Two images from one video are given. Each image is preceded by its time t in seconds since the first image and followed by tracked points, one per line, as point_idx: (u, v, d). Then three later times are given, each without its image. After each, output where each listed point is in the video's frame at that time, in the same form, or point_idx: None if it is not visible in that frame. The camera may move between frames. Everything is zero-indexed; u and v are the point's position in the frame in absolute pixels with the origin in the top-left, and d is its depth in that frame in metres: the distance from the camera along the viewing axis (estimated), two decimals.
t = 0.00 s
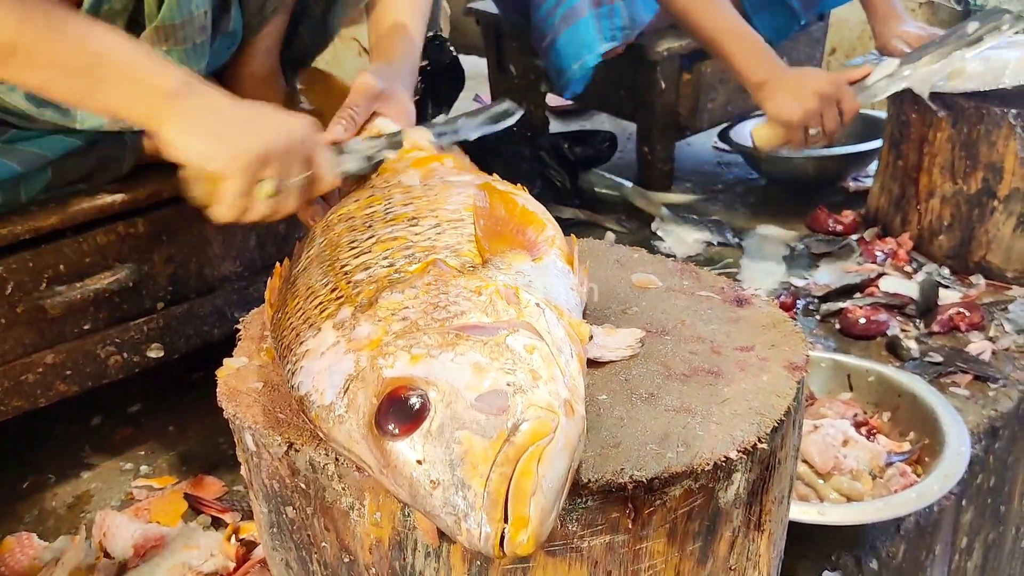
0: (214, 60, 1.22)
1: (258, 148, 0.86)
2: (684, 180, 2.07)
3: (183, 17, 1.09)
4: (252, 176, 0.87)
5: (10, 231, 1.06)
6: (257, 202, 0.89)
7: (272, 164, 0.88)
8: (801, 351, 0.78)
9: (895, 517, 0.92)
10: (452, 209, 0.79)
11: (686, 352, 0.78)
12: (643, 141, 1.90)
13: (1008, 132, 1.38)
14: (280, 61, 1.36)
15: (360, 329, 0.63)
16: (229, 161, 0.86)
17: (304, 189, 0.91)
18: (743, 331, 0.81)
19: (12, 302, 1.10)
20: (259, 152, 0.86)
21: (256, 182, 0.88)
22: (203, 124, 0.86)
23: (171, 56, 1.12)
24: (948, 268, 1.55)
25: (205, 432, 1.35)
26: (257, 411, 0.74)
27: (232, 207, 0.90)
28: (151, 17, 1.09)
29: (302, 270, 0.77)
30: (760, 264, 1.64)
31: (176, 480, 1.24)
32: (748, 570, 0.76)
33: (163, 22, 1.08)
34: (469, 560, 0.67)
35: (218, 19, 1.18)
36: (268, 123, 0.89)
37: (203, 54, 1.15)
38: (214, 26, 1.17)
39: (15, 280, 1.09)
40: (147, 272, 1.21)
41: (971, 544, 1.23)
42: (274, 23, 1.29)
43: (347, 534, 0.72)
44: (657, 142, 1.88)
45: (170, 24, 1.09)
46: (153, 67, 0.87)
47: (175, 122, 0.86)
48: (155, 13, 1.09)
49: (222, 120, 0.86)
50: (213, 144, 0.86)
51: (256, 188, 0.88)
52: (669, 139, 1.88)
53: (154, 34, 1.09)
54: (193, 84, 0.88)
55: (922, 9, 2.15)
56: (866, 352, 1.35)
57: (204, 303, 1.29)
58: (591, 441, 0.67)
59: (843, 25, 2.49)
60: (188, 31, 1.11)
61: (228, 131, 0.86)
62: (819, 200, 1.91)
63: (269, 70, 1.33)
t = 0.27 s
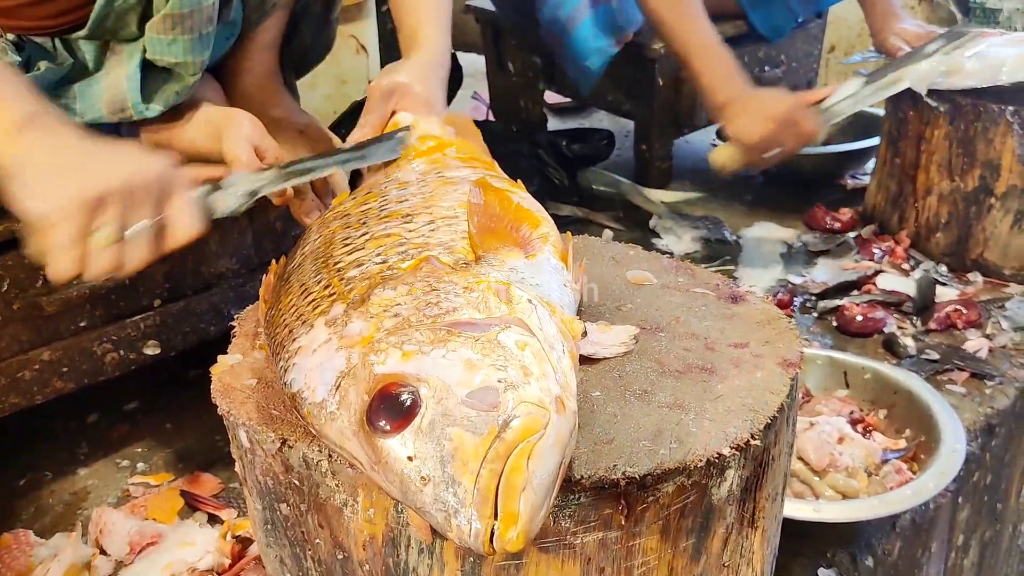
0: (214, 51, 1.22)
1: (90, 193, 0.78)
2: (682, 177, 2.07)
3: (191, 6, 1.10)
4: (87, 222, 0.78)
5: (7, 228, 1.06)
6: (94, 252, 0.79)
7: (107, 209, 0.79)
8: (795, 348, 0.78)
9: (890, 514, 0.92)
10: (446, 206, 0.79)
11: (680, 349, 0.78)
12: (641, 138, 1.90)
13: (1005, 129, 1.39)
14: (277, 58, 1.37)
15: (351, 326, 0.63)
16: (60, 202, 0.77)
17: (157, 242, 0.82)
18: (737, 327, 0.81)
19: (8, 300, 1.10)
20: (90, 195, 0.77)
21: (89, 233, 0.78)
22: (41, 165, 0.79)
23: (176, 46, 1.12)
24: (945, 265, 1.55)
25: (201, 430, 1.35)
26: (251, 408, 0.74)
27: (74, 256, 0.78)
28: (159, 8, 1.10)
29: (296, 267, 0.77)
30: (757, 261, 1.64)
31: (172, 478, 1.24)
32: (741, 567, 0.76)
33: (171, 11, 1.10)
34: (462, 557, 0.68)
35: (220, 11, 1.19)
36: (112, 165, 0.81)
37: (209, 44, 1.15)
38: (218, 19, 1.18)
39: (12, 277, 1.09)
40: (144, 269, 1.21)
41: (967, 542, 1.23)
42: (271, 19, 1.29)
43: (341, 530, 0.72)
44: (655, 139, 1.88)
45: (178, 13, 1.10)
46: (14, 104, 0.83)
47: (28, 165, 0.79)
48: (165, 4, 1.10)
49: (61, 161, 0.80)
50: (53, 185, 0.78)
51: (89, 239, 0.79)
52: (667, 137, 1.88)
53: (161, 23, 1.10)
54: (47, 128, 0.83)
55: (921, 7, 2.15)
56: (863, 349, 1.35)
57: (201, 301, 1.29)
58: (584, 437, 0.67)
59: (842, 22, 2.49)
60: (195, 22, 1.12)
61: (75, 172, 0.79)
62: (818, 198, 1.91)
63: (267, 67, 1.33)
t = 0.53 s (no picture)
0: (213, 52, 1.22)
1: (231, 154, 0.80)
2: (681, 176, 2.07)
3: (183, 9, 1.10)
4: (226, 183, 0.80)
5: (6, 227, 1.06)
6: (232, 215, 0.81)
7: (250, 170, 0.81)
8: (791, 347, 0.78)
9: (887, 512, 0.92)
10: (442, 206, 0.79)
11: (676, 348, 0.78)
12: (640, 138, 1.91)
13: (1003, 128, 1.39)
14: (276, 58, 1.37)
15: (348, 325, 0.64)
16: (203, 162, 0.79)
17: (287, 204, 0.84)
18: (733, 327, 0.81)
19: (8, 299, 1.11)
20: (233, 155, 0.79)
21: (229, 193, 0.80)
22: (170, 125, 0.81)
23: (172, 48, 1.12)
24: (944, 264, 1.55)
25: (201, 429, 1.35)
26: (249, 407, 0.74)
27: (204, 219, 0.80)
28: (152, 10, 1.10)
29: (294, 266, 0.77)
30: (756, 260, 1.64)
31: (172, 476, 1.25)
32: (736, 565, 0.77)
33: (163, 14, 1.09)
34: (459, 555, 0.68)
35: (217, 12, 1.19)
36: (257, 131, 0.83)
37: (204, 47, 1.15)
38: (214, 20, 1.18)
39: (11, 276, 1.10)
40: (144, 269, 1.22)
41: (964, 540, 1.23)
42: (270, 20, 1.29)
43: (338, 529, 0.72)
44: (654, 138, 1.88)
45: (170, 16, 1.09)
46: (132, 68, 0.83)
47: (144, 123, 0.81)
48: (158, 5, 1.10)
49: (195, 124, 0.81)
50: (176, 145, 0.80)
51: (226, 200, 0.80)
52: (666, 136, 1.89)
53: (155, 25, 1.10)
54: (179, 96, 0.84)
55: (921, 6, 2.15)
56: (861, 348, 1.35)
57: (200, 300, 1.29)
58: (580, 436, 0.67)
59: (841, 21, 2.49)
60: (188, 24, 1.11)
61: (207, 134, 0.81)
62: (817, 197, 1.91)
63: (265, 67, 1.33)
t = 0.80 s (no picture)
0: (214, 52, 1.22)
1: (253, 115, 0.77)
2: (682, 176, 2.08)
3: (185, 9, 1.11)
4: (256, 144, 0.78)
5: (8, 228, 1.06)
6: (254, 176, 0.78)
7: (274, 133, 0.79)
8: (790, 345, 0.78)
9: (886, 511, 0.92)
10: (444, 206, 0.80)
11: (676, 347, 0.78)
12: (641, 137, 1.91)
13: (1003, 128, 1.39)
14: (278, 58, 1.37)
15: (349, 324, 0.64)
16: (230, 120, 0.76)
17: (311, 175, 0.82)
18: (732, 326, 0.81)
19: (10, 299, 1.11)
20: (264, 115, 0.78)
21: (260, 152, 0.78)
22: (196, 85, 0.77)
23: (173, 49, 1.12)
24: (944, 263, 1.55)
25: (203, 428, 1.36)
26: (250, 406, 0.75)
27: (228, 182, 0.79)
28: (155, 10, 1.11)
29: (295, 266, 0.78)
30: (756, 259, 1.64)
31: (174, 475, 1.25)
32: (736, 563, 0.77)
33: (166, 13, 1.10)
34: (459, 552, 0.68)
35: (219, 13, 1.19)
36: (263, 95, 0.80)
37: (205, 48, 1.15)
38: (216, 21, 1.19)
39: (14, 276, 1.10)
40: (145, 269, 1.22)
41: (964, 538, 1.24)
42: (272, 20, 1.30)
43: (339, 527, 0.73)
44: (654, 138, 1.89)
45: (173, 16, 1.10)
46: (149, 33, 0.79)
47: (168, 84, 0.77)
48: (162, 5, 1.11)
49: (213, 82, 0.78)
50: (198, 103, 0.77)
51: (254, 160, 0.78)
52: (667, 136, 1.89)
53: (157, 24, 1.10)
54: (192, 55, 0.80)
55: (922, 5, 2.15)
56: (860, 347, 1.36)
57: (202, 300, 1.30)
58: (579, 434, 0.67)
59: (842, 21, 2.50)
60: (190, 24, 1.12)
61: (225, 92, 0.77)
62: (817, 196, 1.92)
63: (267, 67, 1.34)
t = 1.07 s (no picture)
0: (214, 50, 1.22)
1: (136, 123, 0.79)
2: (681, 175, 2.08)
3: (188, 7, 1.11)
4: (153, 151, 0.81)
5: (8, 228, 1.07)
6: (151, 183, 0.82)
7: (174, 139, 0.81)
8: (787, 342, 0.79)
9: (884, 508, 0.92)
10: (441, 204, 0.80)
11: (674, 344, 0.78)
12: (640, 136, 1.91)
13: (1001, 126, 1.39)
14: (277, 58, 1.38)
15: (346, 322, 0.64)
16: (128, 125, 0.79)
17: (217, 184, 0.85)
18: (730, 323, 0.82)
19: (10, 299, 1.11)
20: (141, 121, 0.79)
21: (156, 159, 0.81)
22: (82, 83, 0.80)
23: (176, 46, 1.13)
24: (942, 261, 1.55)
25: (203, 427, 1.36)
26: (249, 404, 0.75)
27: (124, 192, 0.82)
28: (158, 7, 1.11)
29: (294, 264, 0.78)
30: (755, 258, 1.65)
31: (174, 474, 1.26)
32: (734, 560, 0.77)
33: (169, 11, 1.10)
34: (458, 549, 0.69)
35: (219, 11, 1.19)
36: (168, 98, 0.83)
37: (208, 46, 1.15)
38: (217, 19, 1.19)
39: (13, 276, 1.10)
40: (145, 268, 1.22)
41: (963, 536, 1.24)
42: (271, 20, 1.30)
43: (338, 525, 0.73)
44: (653, 137, 1.89)
45: (175, 13, 1.10)
46: (63, 26, 0.82)
47: (58, 80, 0.80)
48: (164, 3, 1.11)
49: (112, 85, 0.81)
50: (113, 110, 0.80)
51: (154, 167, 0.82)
52: (666, 134, 1.89)
53: (161, 22, 1.11)
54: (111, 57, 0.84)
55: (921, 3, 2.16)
56: (859, 345, 1.36)
57: (202, 299, 1.30)
58: (577, 431, 0.67)
59: (841, 19, 2.50)
60: (193, 21, 1.12)
61: (120, 97, 0.80)
62: (816, 195, 1.92)
63: (267, 66, 1.34)
